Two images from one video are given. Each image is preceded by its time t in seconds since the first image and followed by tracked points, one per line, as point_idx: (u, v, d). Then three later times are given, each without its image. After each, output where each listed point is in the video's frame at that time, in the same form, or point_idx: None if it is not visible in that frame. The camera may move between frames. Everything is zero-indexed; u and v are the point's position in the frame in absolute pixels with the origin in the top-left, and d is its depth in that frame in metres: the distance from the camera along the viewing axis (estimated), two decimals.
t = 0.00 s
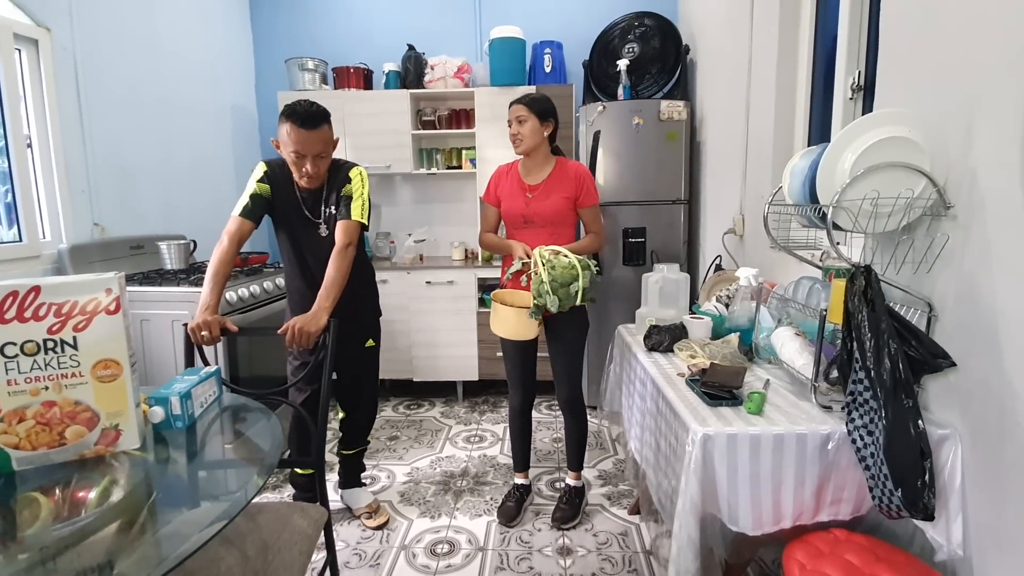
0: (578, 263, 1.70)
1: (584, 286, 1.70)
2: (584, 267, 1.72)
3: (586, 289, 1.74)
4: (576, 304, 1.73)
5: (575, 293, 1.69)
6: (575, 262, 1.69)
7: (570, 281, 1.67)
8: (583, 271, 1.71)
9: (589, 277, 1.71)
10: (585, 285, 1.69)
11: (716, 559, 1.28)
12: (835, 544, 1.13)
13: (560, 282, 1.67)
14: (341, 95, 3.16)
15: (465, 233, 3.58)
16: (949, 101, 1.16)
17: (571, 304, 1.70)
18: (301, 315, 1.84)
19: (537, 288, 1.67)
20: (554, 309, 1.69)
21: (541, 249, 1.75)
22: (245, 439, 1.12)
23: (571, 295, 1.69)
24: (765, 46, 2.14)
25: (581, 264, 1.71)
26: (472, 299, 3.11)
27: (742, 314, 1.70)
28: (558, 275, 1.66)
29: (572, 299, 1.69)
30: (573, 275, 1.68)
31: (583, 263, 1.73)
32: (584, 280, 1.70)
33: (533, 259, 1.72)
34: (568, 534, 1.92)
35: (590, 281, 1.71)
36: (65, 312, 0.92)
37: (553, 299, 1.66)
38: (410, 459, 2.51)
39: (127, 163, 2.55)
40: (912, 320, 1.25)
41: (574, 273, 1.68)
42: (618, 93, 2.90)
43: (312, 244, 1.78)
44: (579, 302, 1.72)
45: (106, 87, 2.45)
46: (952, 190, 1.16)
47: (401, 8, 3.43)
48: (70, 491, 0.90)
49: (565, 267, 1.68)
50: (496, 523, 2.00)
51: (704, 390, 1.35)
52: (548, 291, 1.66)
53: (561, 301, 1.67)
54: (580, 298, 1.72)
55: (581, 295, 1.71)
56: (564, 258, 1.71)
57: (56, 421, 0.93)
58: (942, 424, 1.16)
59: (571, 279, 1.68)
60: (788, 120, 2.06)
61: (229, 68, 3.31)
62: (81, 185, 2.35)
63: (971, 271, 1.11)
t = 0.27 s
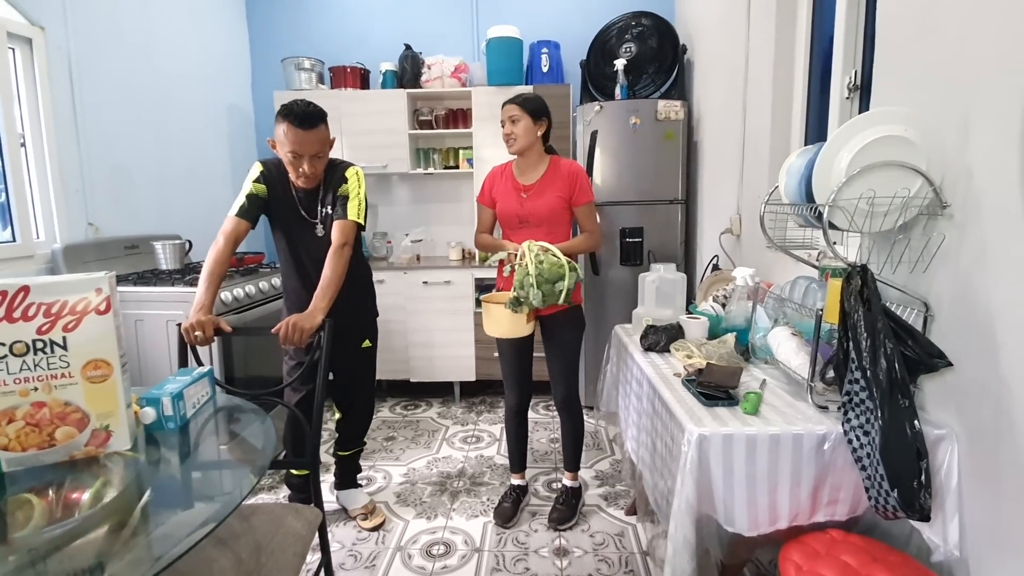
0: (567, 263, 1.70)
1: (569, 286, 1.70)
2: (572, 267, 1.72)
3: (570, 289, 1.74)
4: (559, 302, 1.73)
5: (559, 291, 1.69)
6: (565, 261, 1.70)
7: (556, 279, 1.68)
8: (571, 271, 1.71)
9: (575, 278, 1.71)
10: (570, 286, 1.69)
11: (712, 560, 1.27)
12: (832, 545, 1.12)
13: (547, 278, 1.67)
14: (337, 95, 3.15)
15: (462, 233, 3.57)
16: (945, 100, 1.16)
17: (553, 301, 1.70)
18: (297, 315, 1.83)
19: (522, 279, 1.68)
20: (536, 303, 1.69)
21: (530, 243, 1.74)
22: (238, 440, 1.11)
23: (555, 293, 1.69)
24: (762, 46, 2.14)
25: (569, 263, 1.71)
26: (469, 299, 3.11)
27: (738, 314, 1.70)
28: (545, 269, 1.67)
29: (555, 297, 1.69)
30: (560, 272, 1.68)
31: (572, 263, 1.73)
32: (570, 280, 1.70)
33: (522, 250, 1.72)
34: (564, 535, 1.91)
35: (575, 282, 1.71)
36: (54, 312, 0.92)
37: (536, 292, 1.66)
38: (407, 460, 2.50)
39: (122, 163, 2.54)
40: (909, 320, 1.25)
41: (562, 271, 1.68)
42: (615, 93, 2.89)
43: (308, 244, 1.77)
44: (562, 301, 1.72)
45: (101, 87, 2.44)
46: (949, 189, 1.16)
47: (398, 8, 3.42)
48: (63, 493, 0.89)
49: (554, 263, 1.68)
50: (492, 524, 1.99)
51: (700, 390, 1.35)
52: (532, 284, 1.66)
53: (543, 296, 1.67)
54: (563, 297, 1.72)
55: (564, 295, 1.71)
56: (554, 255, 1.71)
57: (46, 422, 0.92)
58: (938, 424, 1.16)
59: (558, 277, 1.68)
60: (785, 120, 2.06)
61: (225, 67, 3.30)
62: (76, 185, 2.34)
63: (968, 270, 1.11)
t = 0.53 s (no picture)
0: (552, 256, 1.68)
1: (552, 279, 1.67)
2: (558, 262, 1.70)
3: (556, 285, 1.71)
4: (544, 296, 1.70)
5: (541, 284, 1.67)
6: (549, 254, 1.68)
7: (538, 271, 1.66)
8: (556, 265, 1.69)
9: (559, 272, 1.68)
10: (551, 278, 1.66)
11: (710, 560, 1.27)
12: (830, 545, 1.12)
13: (529, 270, 1.66)
14: (336, 95, 3.15)
15: (461, 233, 3.57)
16: (943, 99, 1.16)
17: (535, 294, 1.67)
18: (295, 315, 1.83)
19: (506, 271, 1.68)
20: (518, 296, 1.68)
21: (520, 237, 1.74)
22: (235, 441, 1.11)
23: (537, 286, 1.66)
24: (761, 46, 2.14)
25: (555, 257, 1.68)
26: (468, 299, 3.10)
27: (737, 314, 1.70)
28: (527, 260, 1.66)
29: (536, 289, 1.66)
30: (543, 265, 1.66)
31: (559, 259, 1.71)
32: (553, 274, 1.67)
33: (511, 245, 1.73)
34: (563, 535, 1.91)
35: (559, 276, 1.68)
36: (51, 312, 0.91)
37: (516, 283, 1.65)
38: (405, 460, 2.50)
39: (120, 162, 2.54)
40: (907, 320, 1.25)
41: (545, 264, 1.66)
42: (614, 93, 2.89)
43: (306, 244, 1.77)
44: (545, 294, 1.69)
45: (99, 86, 2.44)
46: (947, 188, 1.15)
47: (397, 8, 3.42)
48: (60, 493, 0.88)
49: (538, 256, 1.67)
50: (491, 524, 1.99)
51: (699, 390, 1.35)
52: (514, 275, 1.66)
53: (523, 287, 1.66)
54: (547, 291, 1.69)
55: (548, 288, 1.68)
56: (541, 249, 1.70)
57: (42, 423, 0.92)
58: (937, 424, 1.16)
59: (540, 269, 1.66)
60: (783, 120, 2.06)
61: (224, 67, 3.30)
62: (74, 185, 2.33)
63: (966, 270, 1.11)
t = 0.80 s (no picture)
0: (545, 254, 1.67)
1: (546, 275, 1.65)
2: (552, 259, 1.69)
3: (552, 281, 1.69)
4: (541, 295, 1.69)
5: (535, 281, 1.66)
6: (540, 252, 1.68)
7: (530, 269, 1.65)
8: (550, 261, 1.68)
9: (552, 267, 1.66)
10: (545, 274, 1.65)
11: (708, 560, 1.27)
12: (827, 545, 1.12)
13: (522, 269, 1.66)
14: (334, 95, 3.15)
15: (459, 233, 3.57)
16: (939, 101, 1.16)
17: (530, 293, 1.67)
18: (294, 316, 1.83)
19: (501, 274, 1.69)
20: (514, 296, 1.68)
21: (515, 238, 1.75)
22: (232, 442, 1.11)
23: (531, 284, 1.66)
24: (758, 47, 2.14)
25: (548, 254, 1.67)
26: (467, 300, 3.11)
27: (734, 315, 1.71)
28: (519, 260, 1.66)
29: (530, 287, 1.66)
30: (534, 262, 1.66)
31: (553, 255, 1.70)
32: (547, 270, 1.66)
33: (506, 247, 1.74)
34: (561, 536, 1.91)
35: (553, 271, 1.67)
36: (48, 313, 0.91)
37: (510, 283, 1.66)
38: (404, 461, 2.50)
39: (119, 163, 2.54)
40: (904, 321, 1.25)
41: (537, 262, 1.66)
42: (613, 94, 2.90)
43: (305, 245, 1.77)
44: (541, 292, 1.68)
45: (97, 87, 2.44)
46: (943, 190, 1.16)
47: (395, 9, 3.42)
48: (56, 495, 0.88)
49: (530, 254, 1.67)
50: (489, 525, 1.99)
51: (696, 391, 1.35)
52: (508, 275, 1.67)
53: (518, 288, 1.66)
54: (542, 288, 1.68)
55: (543, 285, 1.67)
56: (535, 248, 1.70)
57: (39, 424, 0.92)
58: (933, 425, 1.16)
59: (532, 267, 1.65)
60: (781, 121, 2.06)
61: (223, 68, 3.30)
62: (72, 186, 2.34)
63: (962, 271, 1.11)
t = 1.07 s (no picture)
0: (550, 254, 1.68)
1: (552, 276, 1.66)
2: (557, 259, 1.69)
3: (558, 281, 1.70)
4: (546, 295, 1.70)
5: (541, 282, 1.67)
6: (545, 252, 1.68)
7: (536, 270, 1.66)
8: (554, 261, 1.68)
9: (557, 268, 1.67)
10: (550, 275, 1.65)
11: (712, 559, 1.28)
12: (831, 544, 1.12)
13: (527, 270, 1.66)
14: (336, 95, 3.15)
15: (461, 233, 3.57)
16: (943, 101, 1.17)
17: (537, 294, 1.67)
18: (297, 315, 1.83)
19: (506, 274, 1.70)
20: (520, 296, 1.69)
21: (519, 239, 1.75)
22: (238, 442, 1.11)
23: (537, 284, 1.67)
24: (760, 47, 2.15)
25: (553, 254, 1.68)
26: (468, 300, 3.11)
27: (737, 315, 1.71)
28: (524, 261, 1.66)
29: (537, 288, 1.67)
30: (539, 263, 1.66)
31: (559, 255, 1.70)
32: (552, 271, 1.66)
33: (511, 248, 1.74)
34: (564, 535, 1.92)
35: (558, 272, 1.67)
36: (56, 312, 0.92)
37: (516, 283, 1.67)
38: (406, 460, 2.51)
39: (121, 163, 2.54)
40: (907, 320, 1.26)
41: (542, 262, 1.66)
42: (614, 94, 2.90)
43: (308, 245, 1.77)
44: (547, 293, 1.69)
45: (99, 87, 2.44)
46: (947, 190, 1.16)
47: (397, 8, 3.42)
48: (61, 494, 0.89)
49: (535, 255, 1.68)
50: (492, 524, 1.99)
51: (700, 390, 1.35)
52: (514, 276, 1.67)
53: (524, 288, 1.67)
54: (548, 289, 1.69)
55: (549, 285, 1.68)
56: (539, 248, 1.70)
57: (47, 423, 0.92)
58: (937, 424, 1.16)
59: (538, 268, 1.66)
60: (784, 121, 2.06)
61: (224, 68, 3.30)
62: (74, 185, 2.34)
63: (965, 270, 1.11)
